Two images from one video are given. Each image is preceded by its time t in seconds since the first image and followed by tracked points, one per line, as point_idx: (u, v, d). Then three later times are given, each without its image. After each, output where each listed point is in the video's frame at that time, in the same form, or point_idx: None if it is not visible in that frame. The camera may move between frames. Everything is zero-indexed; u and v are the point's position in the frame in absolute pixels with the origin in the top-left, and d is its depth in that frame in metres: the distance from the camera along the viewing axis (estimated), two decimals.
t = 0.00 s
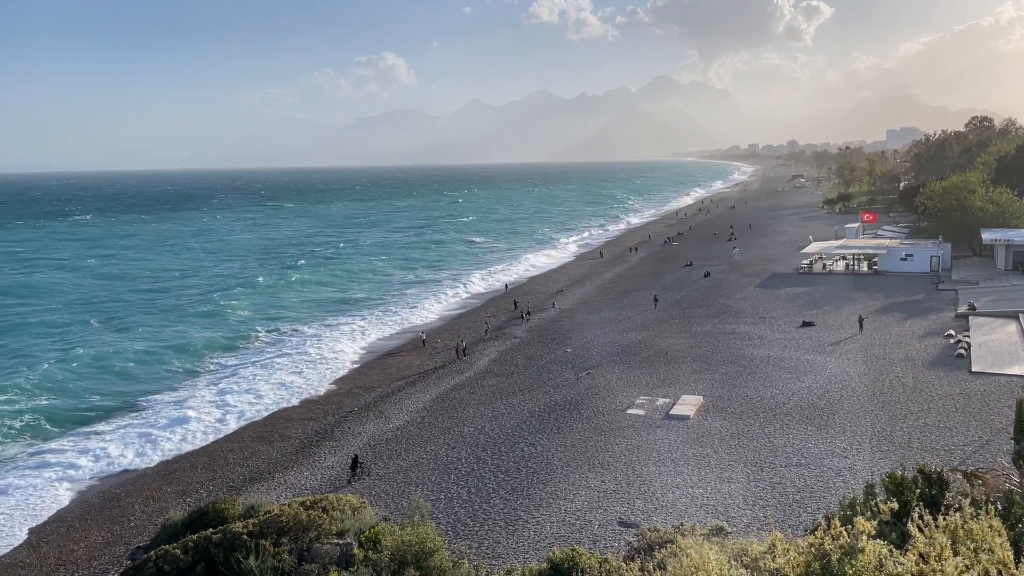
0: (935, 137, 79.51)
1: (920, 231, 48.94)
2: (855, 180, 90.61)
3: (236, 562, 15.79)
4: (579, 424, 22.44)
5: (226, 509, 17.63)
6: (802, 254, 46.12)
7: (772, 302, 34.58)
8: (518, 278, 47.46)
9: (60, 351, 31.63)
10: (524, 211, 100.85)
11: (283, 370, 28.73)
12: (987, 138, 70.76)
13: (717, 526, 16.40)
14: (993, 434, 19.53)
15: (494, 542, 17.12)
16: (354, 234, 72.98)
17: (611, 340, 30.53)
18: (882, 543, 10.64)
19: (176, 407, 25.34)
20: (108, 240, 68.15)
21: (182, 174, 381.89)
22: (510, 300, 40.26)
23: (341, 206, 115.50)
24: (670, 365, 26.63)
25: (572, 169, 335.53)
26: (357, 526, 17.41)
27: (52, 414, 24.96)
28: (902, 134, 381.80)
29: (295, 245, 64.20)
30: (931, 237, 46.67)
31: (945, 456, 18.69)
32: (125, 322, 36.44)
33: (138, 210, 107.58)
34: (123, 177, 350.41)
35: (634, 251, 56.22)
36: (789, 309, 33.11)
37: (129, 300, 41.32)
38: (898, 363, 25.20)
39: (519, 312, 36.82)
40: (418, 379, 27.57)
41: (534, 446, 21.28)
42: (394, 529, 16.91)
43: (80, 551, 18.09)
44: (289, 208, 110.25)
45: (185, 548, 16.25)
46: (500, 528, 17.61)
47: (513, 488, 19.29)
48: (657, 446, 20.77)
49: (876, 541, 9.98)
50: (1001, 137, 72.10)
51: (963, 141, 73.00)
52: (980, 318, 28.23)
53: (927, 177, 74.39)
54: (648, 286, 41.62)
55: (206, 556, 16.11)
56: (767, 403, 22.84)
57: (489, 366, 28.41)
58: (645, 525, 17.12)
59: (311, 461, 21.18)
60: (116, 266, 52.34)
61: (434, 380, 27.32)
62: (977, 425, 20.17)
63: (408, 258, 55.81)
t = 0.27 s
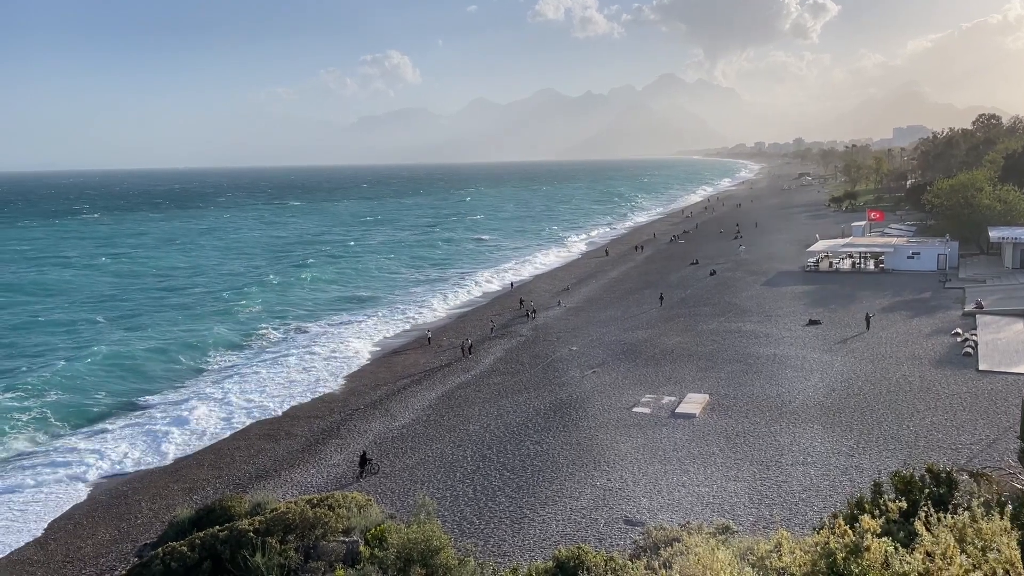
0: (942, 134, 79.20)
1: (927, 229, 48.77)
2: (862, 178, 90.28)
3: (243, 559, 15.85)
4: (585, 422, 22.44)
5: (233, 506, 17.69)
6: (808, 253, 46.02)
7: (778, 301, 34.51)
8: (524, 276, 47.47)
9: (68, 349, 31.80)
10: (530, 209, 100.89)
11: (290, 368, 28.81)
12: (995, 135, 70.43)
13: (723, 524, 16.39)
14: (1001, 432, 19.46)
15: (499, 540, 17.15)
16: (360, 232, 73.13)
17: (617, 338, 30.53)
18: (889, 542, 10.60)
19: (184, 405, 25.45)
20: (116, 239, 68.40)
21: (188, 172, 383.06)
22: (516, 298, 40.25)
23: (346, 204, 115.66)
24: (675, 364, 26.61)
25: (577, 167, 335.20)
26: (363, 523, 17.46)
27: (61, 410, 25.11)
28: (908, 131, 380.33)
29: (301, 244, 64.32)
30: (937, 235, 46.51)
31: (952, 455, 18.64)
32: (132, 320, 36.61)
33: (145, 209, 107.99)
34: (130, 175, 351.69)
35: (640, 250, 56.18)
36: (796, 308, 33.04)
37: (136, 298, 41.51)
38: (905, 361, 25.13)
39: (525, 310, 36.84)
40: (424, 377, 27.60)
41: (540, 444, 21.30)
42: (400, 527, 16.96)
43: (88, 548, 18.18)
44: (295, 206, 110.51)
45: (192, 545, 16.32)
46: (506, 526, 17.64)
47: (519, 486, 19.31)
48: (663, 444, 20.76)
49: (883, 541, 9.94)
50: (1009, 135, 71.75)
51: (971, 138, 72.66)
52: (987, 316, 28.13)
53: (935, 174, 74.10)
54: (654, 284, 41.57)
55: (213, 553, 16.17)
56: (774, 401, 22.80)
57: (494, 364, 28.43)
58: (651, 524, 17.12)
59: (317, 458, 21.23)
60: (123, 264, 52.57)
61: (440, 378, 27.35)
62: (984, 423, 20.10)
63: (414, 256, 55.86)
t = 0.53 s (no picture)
0: (952, 131, 78.74)
1: (936, 226, 48.56)
2: (871, 175, 89.93)
3: (252, 555, 15.89)
4: (593, 420, 22.43)
5: (241, 503, 17.73)
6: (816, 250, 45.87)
7: (787, 299, 34.41)
8: (531, 274, 47.44)
9: (78, 346, 31.96)
10: (536, 207, 100.80)
11: (299, 366, 28.87)
12: (1005, 133, 70.03)
13: (732, 522, 16.35)
14: (1011, 430, 19.37)
15: (507, 537, 17.16)
16: (367, 230, 73.19)
17: (625, 336, 30.49)
18: (898, 540, 10.59)
19: (193, 402, 25.53)
20: (124, 237, 68.66)
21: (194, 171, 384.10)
22: (523, 296, 40.24)
23: (353, 202, 115.79)
24: (683, 361, 26.57)
25: (583, 165, 334.59)
26: (372, 520, 17.50)
27: (71, 407, 25.24)
28: (916, 129, 378.81)
29: (308, 242, 64.41)
30: (947, 233, 46.27)
31: (962, 453, 18.57)
32: (141, 318, 36.76)
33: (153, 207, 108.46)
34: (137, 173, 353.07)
35: (647, 248, 56.07)
36: (804, 305, 32.93)
37: (145, 295, 41.68)
38: (914, 359, 25.03)
39: (532, 308, 36.81)
40: (432, 375, 27.61)
41: (548, 442, 21.30)
42: (409, 524, 16.99)
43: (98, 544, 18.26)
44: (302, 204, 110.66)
45: (201, 542, 16.39)
46: (514, 524, 17.64)
47: (527, 483, 19.32)
48: (672, 442, 20.73)
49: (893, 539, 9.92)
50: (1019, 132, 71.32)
51: (980, 135, 72.27)
52: (997, 314, 27.99)
53: (944, 172, 73.72)
54: (662, 282, 41.49)
55: (222, 549, 16.23)
56: (782, 399, 22.74)
57: (502, 362, 28.42)
58: (659, 521, 17.11)
59: (326, 455, 21.27)
60: (131, 261, 52.80)
61: (448, 375, 27.37)
62: (994, 421, 20.01)
63: (420, 253, 55.91)
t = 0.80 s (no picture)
0: (964, 127, 78.08)
1: (948, 223, 48.25)
2: (882, 171, 89.41)
3: (263, 551, 15.97)
4: (602, 417, 22.40)
5: (252, 499, 17.81)
6: (827, 247, 45.67)
7: (797, 296, 34.27)
8: (540, 271, 47.41)
9: (90, 343, 32.18)
10: (545, 204, 100.73)
11: (309, 363, 28.97)
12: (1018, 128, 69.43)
13: (742, 519, 16.32)
14: None
15: (517, 534, 17.17)
16: (376, 227, 73.36)
17: (635, 333, 30.44)
18: (911, 538, 10.58)
19: (204, 399, 25.64)
20: (135, 234, 69.02)
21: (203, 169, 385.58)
22: (533, 293, 40.23)
23: (361, 199, 116.07)
24: (693, 358, 26.52)
25: (591, 163, 334.05)
26: (382, 516, 17.55)
27: (84, 403, 25.42)
28: (926, 126, 376.59)
29: (317, 239, 64.53)
30: (959, 230, 45.96)
31: (975, 451, 18.47)
32: (153, 314, 36.96)
33: (163, 203, 109.07)
34: (146, 171, 354.68)
35: (656, 245, 55.97)
36: (815, 303, 32.79)
37: (156, 292, 41.92)
38: (926, 357, 24.91)
39: (541, 305, 36.80)
40: (441, 372, 27.64)
41: (557, 439, 21.30)
42: (419, 521, 17.03)
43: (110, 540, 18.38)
44: (311, 201, 110.92)
45: (213, 537, 16.48)
46: (523, 521, 17.65)
47: (536, 480, 19.32)
48: (681, 439, 20.69)
49: (906, 536, 9.92)
50: None
51: (994, 131, 71.70)
52: (1010, 311, 27.81)
53: (956, 168, 73.20)
54: (671, 279, 41.41)
55: (233, 545, 16.31)
56: (792, 397, 22.66)
57: (512, 359, 28.43)
58: (669, 518, 17.08)
59: (336, 451, 21.33)
60: (142, 258, 53.13)
61: (457, 372, 27.39)
62: (1007, 419, 19.89)
63: (430, 250, 55.94)
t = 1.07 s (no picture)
0: (980, 122, 77.30)
1: (963, 219, 47.86)
2: (896, 167, 88.74)
3: (276, 545, 16.05)
4: (614, 413, 22.38)
5: (265, 494, 17.89)
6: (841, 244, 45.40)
7: (810, 293, 34.10)
8: (552, 267, 47.37)
9: (105, 339, 32.42)
10: (556, 200, 100.60)
11: (323, 359, 29.05)
12: None
13: (754, 517, 16.27)
14: None
15: (529, 530, 17.19)
16: (388, 223, 73.49)
17: (647, 329, 30.39)
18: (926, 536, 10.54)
19: (218, 395, 25.75)
20: (149, 230, 69.46)
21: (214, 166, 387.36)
22: (545, 289, 40.21)
23: (373, 195, 116.35)
24: (706, 355, 26.44)
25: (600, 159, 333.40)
26: (394, 512, 17.61)
27: (100, 397, 25.62)
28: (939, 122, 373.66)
29: (329, 235, 64.75)
30: (974, 227, 45.61)
31: (990, 448, 18.33)
32: (167, 310, 37.18)
33: (176, 200, 109.72)
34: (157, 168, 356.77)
35: (668, 241, 55.84)
36: (829, 299, 32.62)
37: (170, 288, 42.19)
38: (941, 354, 24.74)
39: (553, 301, 36.76)
40: (454, 368, 27.66)
41: (568, 435, 21.30)
42: (431, 516, 17.09)
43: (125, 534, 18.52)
44: (322, 198, 111.23)
45: (226, 532, 16.58)
46: (535, 517, 17.67)
47: (548, 476, 19.33)
48: (694, 436, 20.64)
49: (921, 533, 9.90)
50: None
51: (1010, 126, 70.99)
52: None
53: (972, 163, 72.55)
54: (683, 276, 41.29)
55: (247, 540, 16.41)
56: (805, 394, 22.57)
57: (524, 355, 28.42)
58: (681, 515, 17.05)
59: (348, 447, 21.40)
60: (156, 255, 53.48)
61: (469, 368, 27.42)
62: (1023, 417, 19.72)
63: (441, 247, 55.99)
